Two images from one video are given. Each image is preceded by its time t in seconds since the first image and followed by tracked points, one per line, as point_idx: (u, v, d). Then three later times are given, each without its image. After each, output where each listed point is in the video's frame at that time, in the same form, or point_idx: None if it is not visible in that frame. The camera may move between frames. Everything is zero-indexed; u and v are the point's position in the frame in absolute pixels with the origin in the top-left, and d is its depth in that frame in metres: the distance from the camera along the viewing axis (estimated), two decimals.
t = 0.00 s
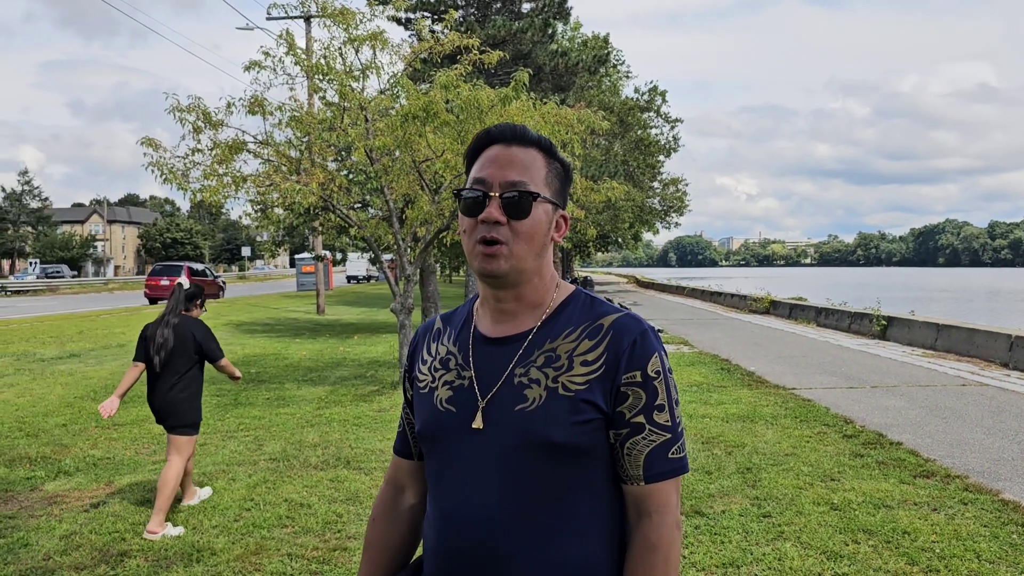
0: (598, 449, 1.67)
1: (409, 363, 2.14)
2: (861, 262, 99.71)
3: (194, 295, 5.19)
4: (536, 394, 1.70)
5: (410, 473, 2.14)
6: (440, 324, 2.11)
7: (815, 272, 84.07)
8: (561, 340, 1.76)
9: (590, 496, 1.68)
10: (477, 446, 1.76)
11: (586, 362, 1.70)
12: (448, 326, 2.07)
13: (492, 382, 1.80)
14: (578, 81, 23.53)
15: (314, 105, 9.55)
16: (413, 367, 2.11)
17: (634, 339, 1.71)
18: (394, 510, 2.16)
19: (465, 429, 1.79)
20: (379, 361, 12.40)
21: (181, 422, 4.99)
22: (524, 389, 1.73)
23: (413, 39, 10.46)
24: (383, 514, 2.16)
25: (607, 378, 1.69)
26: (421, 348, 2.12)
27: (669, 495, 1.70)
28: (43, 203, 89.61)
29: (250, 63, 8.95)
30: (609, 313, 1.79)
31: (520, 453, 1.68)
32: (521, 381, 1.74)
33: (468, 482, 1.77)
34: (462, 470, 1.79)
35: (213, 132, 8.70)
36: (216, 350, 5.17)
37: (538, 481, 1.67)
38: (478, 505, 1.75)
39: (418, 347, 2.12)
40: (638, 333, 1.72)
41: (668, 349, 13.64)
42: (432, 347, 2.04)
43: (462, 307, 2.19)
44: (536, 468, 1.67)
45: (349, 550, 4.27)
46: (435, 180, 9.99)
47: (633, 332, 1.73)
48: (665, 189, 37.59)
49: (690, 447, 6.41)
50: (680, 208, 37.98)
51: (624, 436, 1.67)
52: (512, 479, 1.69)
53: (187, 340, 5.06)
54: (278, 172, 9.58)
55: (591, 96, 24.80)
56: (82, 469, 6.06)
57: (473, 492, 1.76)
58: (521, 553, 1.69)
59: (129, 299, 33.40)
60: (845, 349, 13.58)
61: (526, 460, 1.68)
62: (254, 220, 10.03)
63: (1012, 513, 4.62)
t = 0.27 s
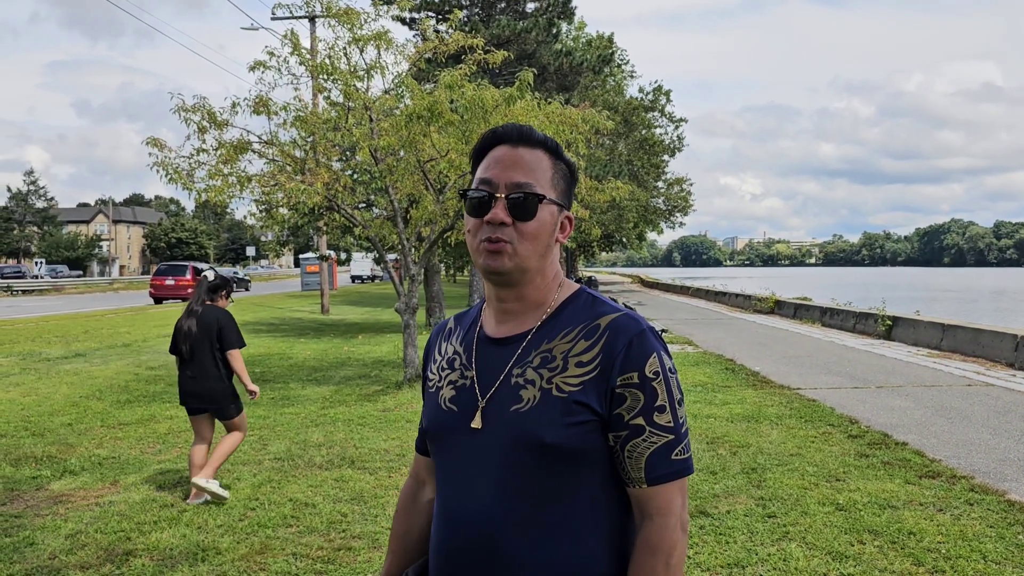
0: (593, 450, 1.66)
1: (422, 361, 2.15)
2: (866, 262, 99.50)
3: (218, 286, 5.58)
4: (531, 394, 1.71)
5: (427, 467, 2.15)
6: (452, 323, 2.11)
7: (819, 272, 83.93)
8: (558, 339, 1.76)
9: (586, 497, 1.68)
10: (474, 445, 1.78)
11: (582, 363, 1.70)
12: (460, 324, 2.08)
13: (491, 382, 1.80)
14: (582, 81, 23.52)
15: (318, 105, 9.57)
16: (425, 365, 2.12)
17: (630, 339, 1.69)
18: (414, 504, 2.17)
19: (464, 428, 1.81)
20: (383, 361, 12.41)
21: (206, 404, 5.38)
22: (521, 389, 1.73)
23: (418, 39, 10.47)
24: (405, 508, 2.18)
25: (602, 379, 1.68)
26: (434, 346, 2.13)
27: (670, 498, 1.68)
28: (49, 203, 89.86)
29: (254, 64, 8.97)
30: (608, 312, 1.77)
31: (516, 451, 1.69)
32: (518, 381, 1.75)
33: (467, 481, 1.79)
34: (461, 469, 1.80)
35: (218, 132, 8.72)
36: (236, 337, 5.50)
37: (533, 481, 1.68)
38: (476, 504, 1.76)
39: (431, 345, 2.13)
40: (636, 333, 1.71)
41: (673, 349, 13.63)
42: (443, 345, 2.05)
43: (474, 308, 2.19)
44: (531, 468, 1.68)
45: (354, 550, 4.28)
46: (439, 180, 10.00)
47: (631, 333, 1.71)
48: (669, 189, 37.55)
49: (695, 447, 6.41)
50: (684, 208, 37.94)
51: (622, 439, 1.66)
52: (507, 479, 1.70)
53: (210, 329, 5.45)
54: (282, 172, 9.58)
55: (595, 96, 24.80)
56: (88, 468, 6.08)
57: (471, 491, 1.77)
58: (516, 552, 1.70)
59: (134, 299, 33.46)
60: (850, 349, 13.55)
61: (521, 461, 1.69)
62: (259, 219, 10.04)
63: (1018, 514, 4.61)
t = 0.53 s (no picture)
0: (591, 450, 1.66)
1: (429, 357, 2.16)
2: (864, 260, 99.64)
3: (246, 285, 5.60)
4: (531, 393, 1.71)
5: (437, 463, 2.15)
6: (459, 319, 2.12)
7: (818, 270, 84.00)
8: (560, 339, 1.75)
9: (582, 497, 1.67)
10: (475, 442, 1.78)
11: (582, 363, 1.69)
12: (467, 321, 2.08)
13: (492, 380, 1.80)
14: (581, 79, 23.51)
15: (317, 103, 9.56)
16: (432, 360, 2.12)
17: (630, 340, 1.68)
18: (426, 498, 2.18)
19: (465, 425, 1.81)
20: (382, 359, 12.42)
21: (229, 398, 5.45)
22: (521, 387, 1.73)
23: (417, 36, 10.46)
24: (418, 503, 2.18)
25: (601, 380, 1.67)
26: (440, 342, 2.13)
27: (665, 501, 1.67)
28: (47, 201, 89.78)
29: (253, 61, 8.97)
30: (610, 312, 1.76)
31: (515, 449, 1.69)
32: (519, 380, 1.74)
33: (466, 477, 1.79)
34: (461, 466, 1.81)
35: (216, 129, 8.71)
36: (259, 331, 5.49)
37: (531, 479, 1.68)
38: (475, 501, 1.76)
39: (438, 340, 2.13)
40: (637, 333, 1.70)
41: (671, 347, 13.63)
42: (449, 342, 2.06)
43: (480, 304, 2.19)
44: (529, 466, 1.68)
45: (352, 548, 4.28)
46: (438, 177, 10.00)
47: (631, 333, 1.70)
48: (668, 187, 37.55)
49: (693, 445, 6.41)
50: (683, 206, 37.95)
51: (619, 439, 1.66)
52: (506, 476, 1.70)
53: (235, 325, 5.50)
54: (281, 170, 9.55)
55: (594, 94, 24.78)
56: (86, 466, 6.07)
57: (470, 488, 1.78)
58: (512, 549, 1.70)
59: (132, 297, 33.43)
60: (848, 347, 13.56)
61: (519, 459, 1.69)
62: (258, 217, 10.04)
63: (1016, 512, 4.61)
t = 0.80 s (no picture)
0: (586, 449, 1.66)
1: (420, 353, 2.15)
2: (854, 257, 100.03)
3: (265, 280, 5.98)
4: (527, 392, 1.71)
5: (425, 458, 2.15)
6: (451, 315, 2.11)
7: (808, 267, 84.32)
8: (556, 338, 1.75)
9: (577, 496, 1.68)
10: (470, 441, 1.78)
11: (578, 362, 1.69)
12: (459, 317, 2.08)
13: (487, 378, 1.80)
14: (572, 76, 23.51)
15: (307, 98, 9.53)
16: (424, 356, 2.12)
17: (627, 341, 1.68)
18: (411, 493, 2.17)
19: (460, 422, 1.81)
20: (372, 355, 12.41)
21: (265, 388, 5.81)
22: (517, 385, 1.73)
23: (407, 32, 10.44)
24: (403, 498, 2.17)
25: (598, 379, 1.67)
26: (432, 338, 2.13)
27: (660, 499, 1.68)
28: (35, 197, 89.25)
29: (242, 57, 8.94)
30: (605, 312, 1.76)
31: (510, 447, 1.69)
32: (515, 378, 1.74)
33: (460, 474, 1.79)
34: (455, 464, 1.81)
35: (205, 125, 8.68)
36: (287, 326, 5.91)
37: (526, 478, 1.68)
38: (468, 497, 1.76)
39: (430, 336, 2.12)
40: (633, 333, 1.70)
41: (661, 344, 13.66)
42: (441, 338, 2.05)
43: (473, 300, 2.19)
44: (523, 465, 1.68)
45: (342, 544, 4.27)
46: (428, 174, 9.98)
47: (628, 334, 1.70)
48: (659, 184, 37.59)
49: (682, 441, 6.43)
50: (674, 203, 37.99)
51: (615, 439, 1.66)
52: (501, 474, 1.70)
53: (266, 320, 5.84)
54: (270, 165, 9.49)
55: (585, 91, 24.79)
56: (74, 463, 6.05)
57: (464, 485, 1.78)
58: (505, 547, 1.70)
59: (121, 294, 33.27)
60: (837, 343, 13.62)
61: (515, 457, 1.69)
62: (248, 213, 10.01)
63: (1002, 507, 4.64)
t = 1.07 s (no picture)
0: (573, 440, 1.67)
1: (396, 352, 2.14)
2: (839, 254, 100.63)
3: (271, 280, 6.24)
4: (513, 385, 1.71)
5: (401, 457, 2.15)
6: (427, 313, 2.11)
7: (793, 264, 84.72)
8: (540, 331, 1.76)
9: (563, 488, 1.68)
10: (456, 435, 1.77)
11: (563, 354, 1.70)
12: (436, 314, 2.07)
13: (471, 373, 1.80)
14: (558, 72, 23.52)
15: (290, 94, 9.49)
16: (401, 355, 2.11)
17: (610, 332, 1.70)
18: (386, 493, 2.17)
19: (444, 418, 1.80)
20: (358, 352, 12.38)
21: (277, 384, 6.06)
22: (502, 379, 1.73)
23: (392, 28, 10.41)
24: (379, 498, 2.17)
25: (583, 371, 1.68)
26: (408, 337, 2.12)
27: (644, 486, 1.69)
28: (18, 193, 88.55)
29: (225, 52, 8.88)
30: (587, 304, 1.77)
31: (497, 441, 1.69)
32: (500, 372, 1.74)
33: (446, 471, 1.78)
34: (440, 460, 1.80)
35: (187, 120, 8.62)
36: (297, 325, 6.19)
37: (512, 471, 1.68)
38: (454, 493, 1.76)
39: (406, 335, 2.12)
40: (616, 324, 1.71)
41: (647, 340, 13.71)
42: (419, 335, 2.04)
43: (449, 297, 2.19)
44: (510, 459, 1.68)
45: (325, 541, 4.27)
46: (413, 170, 9.96)
47: (610, 324, 1.71)
48: (645, 180, 37.66)
49: (667, 436, 6.45)
50: (660, 200, 38.06)
51: (600, 428, 1.67)
52: (488, 467, 1.70)
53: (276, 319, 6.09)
54: (255, 162, 9.43)
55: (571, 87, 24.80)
56: (55, 461, 6.00)
57: (450, 481, 1.77)
58: (494, 541, 1.70)
59: (104, 290, 33.02)
60: (821, 339, 13.71)
61: (501, 450, 1.69)
62: (231, 210, 9.95)
63: (982, 500, 4.69)
